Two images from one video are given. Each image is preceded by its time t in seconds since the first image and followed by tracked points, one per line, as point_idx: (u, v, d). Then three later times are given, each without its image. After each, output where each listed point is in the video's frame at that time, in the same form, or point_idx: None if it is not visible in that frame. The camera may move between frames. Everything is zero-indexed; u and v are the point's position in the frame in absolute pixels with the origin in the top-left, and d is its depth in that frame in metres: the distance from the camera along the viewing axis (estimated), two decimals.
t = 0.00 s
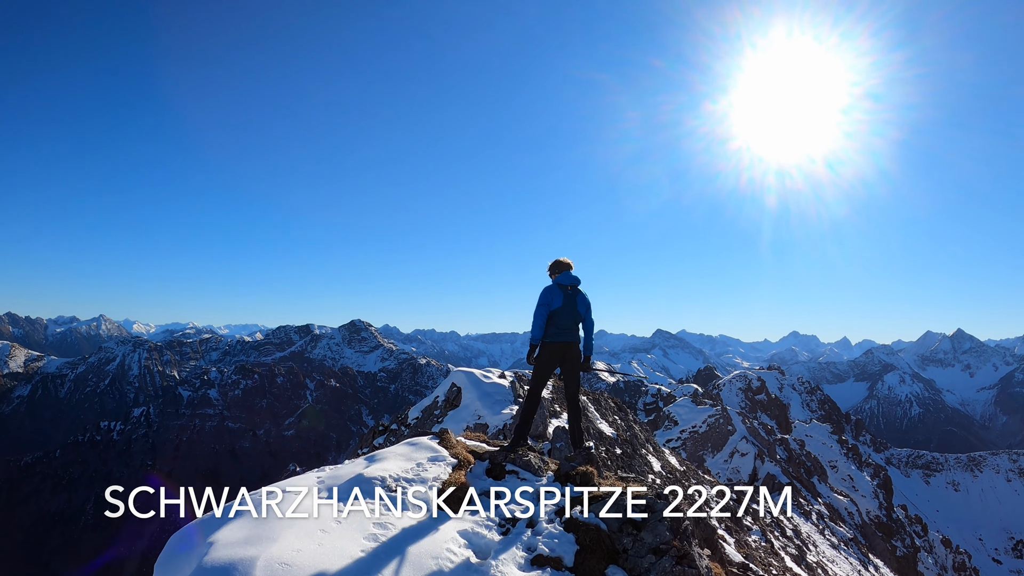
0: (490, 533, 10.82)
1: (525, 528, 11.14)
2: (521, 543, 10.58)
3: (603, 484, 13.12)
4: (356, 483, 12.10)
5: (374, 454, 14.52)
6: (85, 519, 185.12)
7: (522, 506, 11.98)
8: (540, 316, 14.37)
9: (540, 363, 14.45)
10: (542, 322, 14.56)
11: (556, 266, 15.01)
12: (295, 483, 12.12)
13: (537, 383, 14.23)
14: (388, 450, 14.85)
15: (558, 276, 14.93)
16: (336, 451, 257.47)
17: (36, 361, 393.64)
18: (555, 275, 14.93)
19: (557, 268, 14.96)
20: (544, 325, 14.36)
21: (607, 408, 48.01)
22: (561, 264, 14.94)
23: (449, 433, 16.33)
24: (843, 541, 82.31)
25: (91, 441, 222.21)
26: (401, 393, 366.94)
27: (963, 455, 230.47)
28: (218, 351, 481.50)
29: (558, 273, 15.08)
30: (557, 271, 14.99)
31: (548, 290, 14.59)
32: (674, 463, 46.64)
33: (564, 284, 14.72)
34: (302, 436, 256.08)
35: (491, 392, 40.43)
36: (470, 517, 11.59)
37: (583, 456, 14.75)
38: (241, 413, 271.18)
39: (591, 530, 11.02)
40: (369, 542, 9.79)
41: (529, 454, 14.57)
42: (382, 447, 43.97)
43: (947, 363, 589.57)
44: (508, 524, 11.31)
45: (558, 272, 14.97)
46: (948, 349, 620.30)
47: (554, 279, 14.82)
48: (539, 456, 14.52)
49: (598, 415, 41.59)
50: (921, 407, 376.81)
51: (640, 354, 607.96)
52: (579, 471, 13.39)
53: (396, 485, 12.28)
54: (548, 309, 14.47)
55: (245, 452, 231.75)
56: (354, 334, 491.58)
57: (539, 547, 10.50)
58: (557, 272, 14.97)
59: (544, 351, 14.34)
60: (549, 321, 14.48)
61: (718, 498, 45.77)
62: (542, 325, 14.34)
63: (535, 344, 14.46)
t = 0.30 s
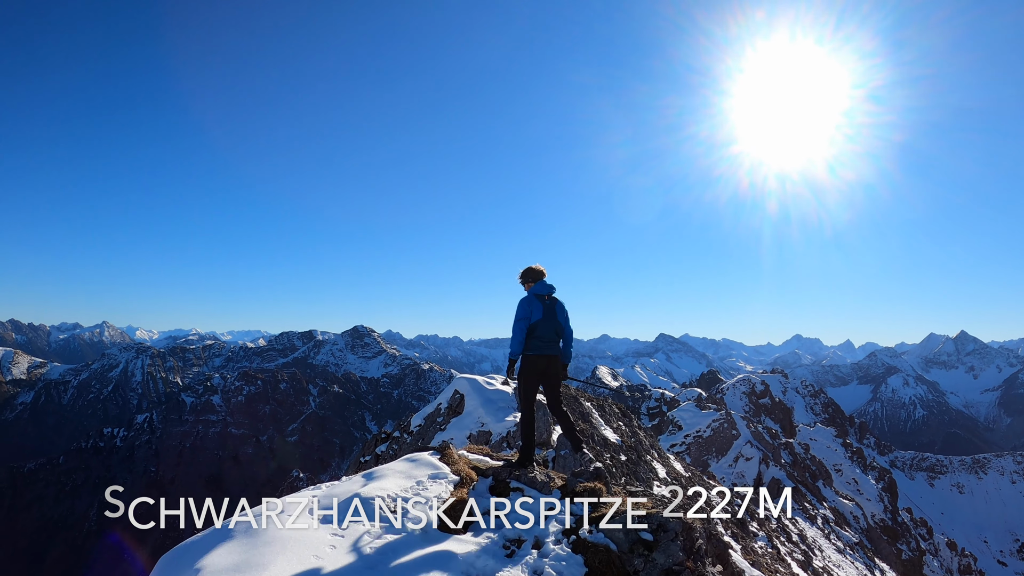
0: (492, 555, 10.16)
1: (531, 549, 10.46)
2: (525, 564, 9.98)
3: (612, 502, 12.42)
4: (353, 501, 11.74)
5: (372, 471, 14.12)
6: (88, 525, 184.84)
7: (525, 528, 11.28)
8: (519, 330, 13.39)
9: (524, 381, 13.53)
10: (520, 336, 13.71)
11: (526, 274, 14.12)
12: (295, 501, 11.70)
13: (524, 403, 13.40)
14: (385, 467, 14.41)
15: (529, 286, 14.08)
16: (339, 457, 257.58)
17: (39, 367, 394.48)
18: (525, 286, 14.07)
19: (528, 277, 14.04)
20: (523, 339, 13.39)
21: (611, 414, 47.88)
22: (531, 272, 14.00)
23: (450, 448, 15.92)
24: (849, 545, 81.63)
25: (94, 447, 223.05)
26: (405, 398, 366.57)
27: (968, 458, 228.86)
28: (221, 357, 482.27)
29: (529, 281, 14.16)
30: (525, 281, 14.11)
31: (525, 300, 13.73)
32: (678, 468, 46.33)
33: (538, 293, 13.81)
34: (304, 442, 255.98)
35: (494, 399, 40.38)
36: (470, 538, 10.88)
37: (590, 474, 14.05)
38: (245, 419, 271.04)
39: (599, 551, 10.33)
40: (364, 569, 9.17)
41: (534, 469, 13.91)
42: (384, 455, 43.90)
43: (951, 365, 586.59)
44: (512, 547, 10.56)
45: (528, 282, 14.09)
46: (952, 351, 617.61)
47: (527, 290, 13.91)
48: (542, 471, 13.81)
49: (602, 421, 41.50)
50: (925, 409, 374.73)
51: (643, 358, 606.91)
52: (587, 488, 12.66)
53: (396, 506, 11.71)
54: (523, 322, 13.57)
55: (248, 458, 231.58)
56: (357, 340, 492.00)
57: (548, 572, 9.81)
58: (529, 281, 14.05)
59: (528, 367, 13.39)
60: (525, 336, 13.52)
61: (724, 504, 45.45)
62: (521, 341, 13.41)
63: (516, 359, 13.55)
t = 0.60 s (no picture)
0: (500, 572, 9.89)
1: (541, 567, 10.22)
2: None
3: (625, 514, 12.24)
4: (352, 516, 11.23)
5: (370, 482, 13.73)
6: (93, 528, 185.62)
7: (536, 538, 11.11)
8: (519, 337, 13.32)
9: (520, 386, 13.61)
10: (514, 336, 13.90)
11: (512, 275, 14.03)
12: (292, 514, 11.41)
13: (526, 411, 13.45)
14: (385, 479, 13.87)
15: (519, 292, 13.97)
16: (343, 460, 258.11)
17: (45, 370, 396.46)
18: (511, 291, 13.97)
19: (516, 277, 13.93)
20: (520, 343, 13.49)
21: (617, 418, 47.80)
22: (517, 275, 13.87)
23: (454, 458, 15.46)
24: (856, 549, 81.05)
25: (99, 449, 224.52)
26: (409, 401, 366.99)
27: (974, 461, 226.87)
28: (226, 360, 483.81)
29: (516, 285, 14.11)
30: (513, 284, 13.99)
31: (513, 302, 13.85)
32: (684, 473, 46.11)
33: (529, 298, 13.73)
34: (309, 446, 256.34)
35: (498, 402, 40.50)
36: (474, 551, 10.67)
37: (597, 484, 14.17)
38: (249, 422, 271.57)
39: (611, 565, 10.24)
40: None
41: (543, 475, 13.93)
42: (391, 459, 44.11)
43: (956, 368, 582.10)
44: (520, 562, 10.32)
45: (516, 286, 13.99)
46: (957, 354, 614.05)
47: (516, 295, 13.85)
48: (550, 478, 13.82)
49: (609, 426, 41.45)
50: (931, 412, 371.91)
51: (647, 361, 605.13)
52: (597, 498, 12.67)
53: (396, 519, 11.41)
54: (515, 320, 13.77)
55: (252, 461, 231.53)
56: (361, 343, 492.95)
57: None
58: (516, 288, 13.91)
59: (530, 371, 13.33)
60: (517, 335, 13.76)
61: (731, 509, 45.13)
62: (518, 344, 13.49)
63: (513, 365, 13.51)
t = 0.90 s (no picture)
0: None
1: None
2: None
3: (635, 532, 10.85)
4: (345, 535, 9.09)
5: (366, 495, 11.64)
6: (94, 529, 186.26)
7: (540, 558, 9.60)
8: (520, 345, 12.38)
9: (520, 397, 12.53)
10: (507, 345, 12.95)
11: (502, 277, 12.91)
12: (280, 532, 9.48)
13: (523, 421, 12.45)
14: (384, 491, 11.79)
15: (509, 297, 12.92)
16: (345, 462, 258.86)
17: (48, 371, 398.28)
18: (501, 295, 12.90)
19: (504, 281, 12.82)
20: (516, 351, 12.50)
21: (620, 423, 47.44)
22: (506, 276, 12.77)
23: (457, 470, 13.59)
24: (860, 554, 80.33)
25: (100, 451, 224.68)
26: (411, 404, 367.69)
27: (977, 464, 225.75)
28: (228, 362, 484.09)
29: (505, 289, 13.06)
30: (503, 288, 12.87)
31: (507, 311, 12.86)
32: (688, 478, 45.68)
33: (520, 304, 12.78)
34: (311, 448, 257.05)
35: (500, 407, 40.52)
36: None
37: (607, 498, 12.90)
38: (251, 424, 272.22)
39: None
40: None
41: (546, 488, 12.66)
42: (393, 463, 44.33)
43: (959, 370, 579.84)
44: None
45: (505, 291, 12.90)
46: (960, 356, 612.75)
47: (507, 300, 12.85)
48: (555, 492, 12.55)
49: (612, 431, 41.37)
50: (934, 415, 370.45)
51: (650, 364, 603.81)
52: (605, 513, 11.33)
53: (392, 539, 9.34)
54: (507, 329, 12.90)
55: (254, 463, 232.14)
56: (363, 345, 493.48)
57: None
58: (507, 292, 12.86)
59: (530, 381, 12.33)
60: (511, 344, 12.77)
61: (736, 516, 44.53)
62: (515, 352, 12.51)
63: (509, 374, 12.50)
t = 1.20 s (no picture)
0: None
1: None
2: None
3: (642, 540, 10.46)
4: (334, 547, 8.61)
5: (358, 502, 11.09)
6: (95, 530, 186.54)
7: (541, 572, 9.23)
8: (523, 339, 11.62)
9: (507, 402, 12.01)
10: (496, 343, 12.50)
11: (492, 269, 12.20)
12: (267, 542, 9.05)
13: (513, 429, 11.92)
14: (377, 498, 11.19)
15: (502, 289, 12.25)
16: (346, 463, 258.68)
17: (49, 371, 398.51)
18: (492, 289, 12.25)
19: (495, 274, 12.09)
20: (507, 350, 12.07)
21: (622, 424, 47.64)
22: (495, 267, 12.00)
23: (454, 474, 13.04)
24: (862, 556, 80.25)
25: (100, 451, 221.57)
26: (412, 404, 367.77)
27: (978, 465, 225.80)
28: (228, 363, 484.26)
29: (496, 280, 12.39)
30: (495, 281, 12.14)
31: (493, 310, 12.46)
32: (691, 479, 45.79)
33: (515, 299, 12.03)
34: (311, 449, 257.06)
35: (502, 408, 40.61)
36: None
37: (612, 504, 12.42)
38: (252, 425, 272.64)
39: None
40: None
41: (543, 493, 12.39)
42: (393, 464, 44.38)
43: (961, 371, 579.39)
44: None
45: (496, 284, 12.19)
46: (961, 358, 612.30)
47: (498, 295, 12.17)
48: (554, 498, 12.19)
49: (613, 431, 41.45)
50: (935, 416, 370.04)
51: (651, 365, 603.39)
52: (611, 520, 10.90)
53: (383, 550, 8.82)
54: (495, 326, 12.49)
55: (255, 464, 232.42)
56: (364, 346, 493.41)
57: None
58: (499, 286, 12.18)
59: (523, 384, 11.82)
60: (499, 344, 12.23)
61: (738, 517, 44.64)
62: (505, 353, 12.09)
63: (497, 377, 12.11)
